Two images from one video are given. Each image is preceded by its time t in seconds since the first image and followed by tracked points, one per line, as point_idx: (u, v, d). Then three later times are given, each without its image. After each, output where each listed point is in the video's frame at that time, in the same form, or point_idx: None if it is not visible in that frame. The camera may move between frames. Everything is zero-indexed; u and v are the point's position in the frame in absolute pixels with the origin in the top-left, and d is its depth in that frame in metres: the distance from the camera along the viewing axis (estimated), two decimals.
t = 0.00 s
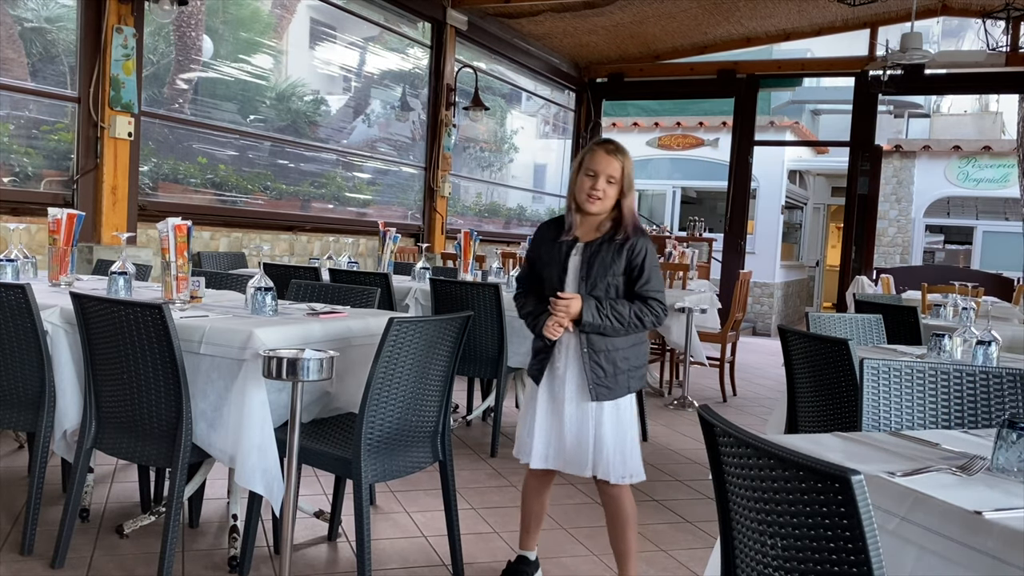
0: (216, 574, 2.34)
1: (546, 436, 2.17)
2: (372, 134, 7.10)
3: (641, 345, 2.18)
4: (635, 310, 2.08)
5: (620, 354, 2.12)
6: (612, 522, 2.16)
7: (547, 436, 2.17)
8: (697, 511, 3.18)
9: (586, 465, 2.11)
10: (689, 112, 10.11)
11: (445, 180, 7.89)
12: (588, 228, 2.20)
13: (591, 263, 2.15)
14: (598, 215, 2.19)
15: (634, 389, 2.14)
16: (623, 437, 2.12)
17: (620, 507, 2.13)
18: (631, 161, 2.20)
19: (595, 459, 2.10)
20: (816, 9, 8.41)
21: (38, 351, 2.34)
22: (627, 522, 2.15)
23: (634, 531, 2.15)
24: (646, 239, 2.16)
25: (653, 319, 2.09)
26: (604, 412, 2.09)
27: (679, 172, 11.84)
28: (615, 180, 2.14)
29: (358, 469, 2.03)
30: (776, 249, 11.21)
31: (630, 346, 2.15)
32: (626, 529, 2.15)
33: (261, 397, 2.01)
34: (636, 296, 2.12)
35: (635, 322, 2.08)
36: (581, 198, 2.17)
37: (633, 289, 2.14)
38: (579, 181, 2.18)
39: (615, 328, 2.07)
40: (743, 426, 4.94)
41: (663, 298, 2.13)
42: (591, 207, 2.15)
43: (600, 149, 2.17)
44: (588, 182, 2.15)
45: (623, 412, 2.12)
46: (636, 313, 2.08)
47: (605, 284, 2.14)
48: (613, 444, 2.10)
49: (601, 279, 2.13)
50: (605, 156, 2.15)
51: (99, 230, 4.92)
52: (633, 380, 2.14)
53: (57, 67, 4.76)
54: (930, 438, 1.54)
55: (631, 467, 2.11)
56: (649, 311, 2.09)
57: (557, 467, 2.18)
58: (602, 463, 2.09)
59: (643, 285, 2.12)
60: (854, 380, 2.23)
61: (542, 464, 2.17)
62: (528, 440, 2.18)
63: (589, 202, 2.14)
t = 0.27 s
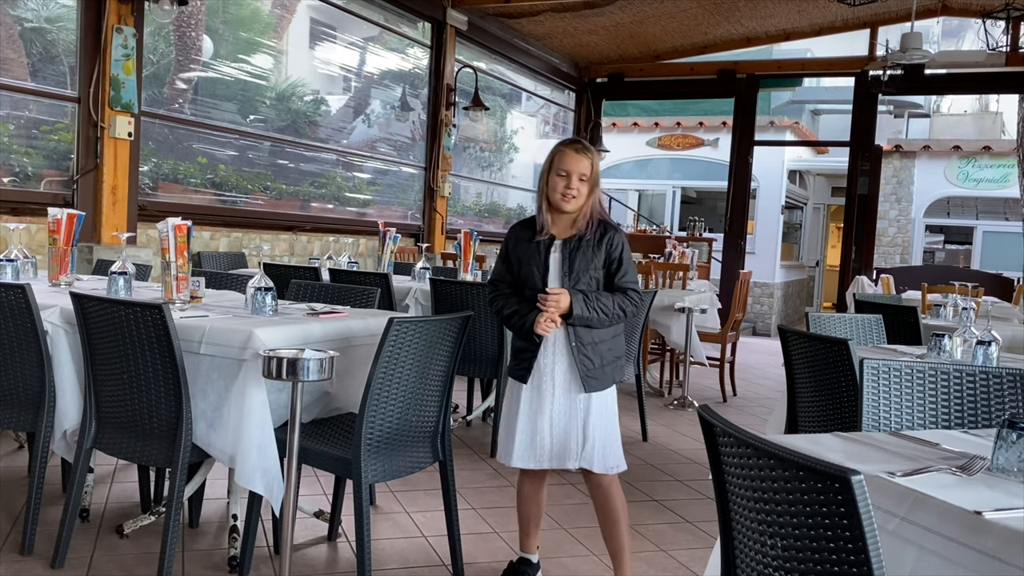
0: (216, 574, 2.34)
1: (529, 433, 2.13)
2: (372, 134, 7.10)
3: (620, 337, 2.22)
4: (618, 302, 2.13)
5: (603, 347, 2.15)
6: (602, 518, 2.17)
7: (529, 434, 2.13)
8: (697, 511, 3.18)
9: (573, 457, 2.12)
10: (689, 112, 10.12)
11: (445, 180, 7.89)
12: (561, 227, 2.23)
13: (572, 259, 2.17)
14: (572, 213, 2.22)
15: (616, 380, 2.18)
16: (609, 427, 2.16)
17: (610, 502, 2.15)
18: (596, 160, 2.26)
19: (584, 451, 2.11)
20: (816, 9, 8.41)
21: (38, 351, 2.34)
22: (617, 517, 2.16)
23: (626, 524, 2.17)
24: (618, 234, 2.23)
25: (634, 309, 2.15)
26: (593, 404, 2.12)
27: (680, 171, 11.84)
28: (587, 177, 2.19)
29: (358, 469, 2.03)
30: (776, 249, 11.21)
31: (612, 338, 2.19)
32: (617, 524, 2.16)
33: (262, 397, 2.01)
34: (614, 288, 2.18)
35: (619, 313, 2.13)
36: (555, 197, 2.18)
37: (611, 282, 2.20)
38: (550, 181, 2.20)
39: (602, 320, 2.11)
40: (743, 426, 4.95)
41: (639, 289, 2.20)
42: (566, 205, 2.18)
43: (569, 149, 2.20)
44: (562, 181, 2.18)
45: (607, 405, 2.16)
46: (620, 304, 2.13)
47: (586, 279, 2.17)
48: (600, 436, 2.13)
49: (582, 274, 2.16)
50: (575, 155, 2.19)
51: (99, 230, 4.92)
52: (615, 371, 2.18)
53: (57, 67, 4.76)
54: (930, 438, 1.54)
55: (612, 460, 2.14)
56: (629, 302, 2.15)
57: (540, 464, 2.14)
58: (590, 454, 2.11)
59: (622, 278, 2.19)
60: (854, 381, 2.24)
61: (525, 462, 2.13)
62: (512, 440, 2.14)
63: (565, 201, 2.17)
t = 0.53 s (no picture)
0: (217, 574, 2.34)
1: (534, 432, 2.14)
2: (372, 134, 7.10)
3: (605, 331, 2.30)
4: (612, 296, 2.22)
5: (598, 341, 2.22)
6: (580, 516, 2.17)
7: (535, 434, 2.14)
8: (697, 511, 3.18)
9: (579, 450, 2.15)
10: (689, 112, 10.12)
11: (445, 180, 7.89)
12: (548, 227, 2.24)
13: (567, 257, 2.20)
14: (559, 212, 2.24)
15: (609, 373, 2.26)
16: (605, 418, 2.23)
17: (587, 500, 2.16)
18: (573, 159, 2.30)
19: (590, 442, 2.16)
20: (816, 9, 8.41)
21: (38, 351, 2.34)
22: (593, 517, 2.17)
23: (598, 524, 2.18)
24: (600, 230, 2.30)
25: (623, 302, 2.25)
26: (594, 395, 2.19)
27: (680, 171, 11.85)
28: (573, 176, 2.22)
29: (358, 469, 2.03)
30: (776, 249, 11.21)
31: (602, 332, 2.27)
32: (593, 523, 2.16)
33: (261, 397, 2.01)
34: (604, 283, 2.25)
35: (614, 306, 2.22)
36: (546, 199, 2.19)
37: (599, 278, 2.27)
38: (537, 182, 2.20)
39: (602, 315, 2.18)
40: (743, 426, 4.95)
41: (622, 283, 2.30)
42: (557, 205, 2.19)
43: (553, 149, 2.21)
44: (552, 182, 2.19)
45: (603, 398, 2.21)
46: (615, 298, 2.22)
47: (579, 277, 2.22)
48: (601, 426, 2.19)
49: (577, 272, 2.20)
50: (559, 154, 2.19)
51: (99, 230, 4.92)
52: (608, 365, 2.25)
53: (57, 67, 4.76)
54: (931, 438, 1.54)
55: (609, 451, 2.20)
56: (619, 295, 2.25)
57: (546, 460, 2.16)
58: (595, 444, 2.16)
59: (609, 273, 2.27)
60: (854, 381, 2.24)
61: (532, 461, 2.14)
62: (520, 440, 2.13)
63: (557, 201, 2.18)
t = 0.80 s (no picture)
0: (216, 574, 2.34)
1: (549, 430, 2.16)
2: (372, 134, 7.10)
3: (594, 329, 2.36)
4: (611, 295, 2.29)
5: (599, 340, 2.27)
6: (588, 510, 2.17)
7: (551, 433, 2.16)
8: (697, 511, 3.18)
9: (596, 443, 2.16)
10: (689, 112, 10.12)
11: (445, 181, 7.89)
12: (548, 226, 2.26)
13: (569, 257, 2.24)
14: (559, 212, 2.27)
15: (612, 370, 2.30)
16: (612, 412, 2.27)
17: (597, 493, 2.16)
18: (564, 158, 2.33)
19: (608, 435, 2.18)
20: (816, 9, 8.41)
21: (38, 351, 2.34)
22: (603, 509, 2.17)
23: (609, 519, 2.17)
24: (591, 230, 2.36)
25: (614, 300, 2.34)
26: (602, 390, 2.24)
27: (680, 171, 11.85)
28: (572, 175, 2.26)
29: (358, 469, 2.03)
30: (776, 249, 11.20)
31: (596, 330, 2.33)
32: (602, 515, 2.16)
33: (261, 397, 2.01)
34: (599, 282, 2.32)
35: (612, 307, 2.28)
36: (552, 197, 2.21)
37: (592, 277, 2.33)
38: (541, 180, 2.21)
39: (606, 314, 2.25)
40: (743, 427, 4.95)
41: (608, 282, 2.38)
42: (560, 203, 2.21)
43: (552, 148, 2.23)
44: (556, 180, 2.21)
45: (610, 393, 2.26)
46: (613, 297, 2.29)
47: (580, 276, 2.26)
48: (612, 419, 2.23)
49: (579, 271, 2.25)
50: (556, 152, 2.22)
51: (99, 230, 4.92)
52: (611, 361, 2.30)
53: (57, 67, 4.76)
54: (931, 438, 1.54)
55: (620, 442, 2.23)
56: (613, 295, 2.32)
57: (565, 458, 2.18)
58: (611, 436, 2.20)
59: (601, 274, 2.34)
60: (854, 381, 2.24)
61: (550, 460, 2.16)
62: (534, 440, 2.15)
63: (560, 198, 2.20)
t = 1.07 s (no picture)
0: (216, 574, 2.34)
1: (554, 434, 2.16)
2: (372, 134, 7.10)
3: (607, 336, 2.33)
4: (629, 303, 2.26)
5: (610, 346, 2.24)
6: (606, 515, 2.20)
7: (556, 436, 2.16)
8: (697, 511, 3.18)
9: (601, 451, 2.17)
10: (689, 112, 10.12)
11: (445, 180, 7.89)
12: (565, 229, 2.26)
13: (584, 261, 2.23)
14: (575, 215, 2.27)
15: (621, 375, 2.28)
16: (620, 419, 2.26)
17: (614, 500, 2.18)
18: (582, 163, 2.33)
19: (611, 443, 2.19)
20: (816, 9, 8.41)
21: (38, 351, 2.34)
22: (620, 515, 2.20)
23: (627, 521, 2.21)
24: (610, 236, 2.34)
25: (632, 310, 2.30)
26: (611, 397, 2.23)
27: (680, 171, 11.85)
28: (588, 178, 2.26)
29: (358, 470, 2.03)
30: (777, 249, 11.20)
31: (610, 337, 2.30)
32: (620, 521, 2.19)
33: (261, 397, 2.01)
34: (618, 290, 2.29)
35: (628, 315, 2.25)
36: (566, 199, 2.21)
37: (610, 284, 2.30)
38: (556, 182, 2.22)
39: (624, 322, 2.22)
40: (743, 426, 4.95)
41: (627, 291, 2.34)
42: (575, 205, 2.21)
43: (567, 151, 2.24)
44: (570, 182, 2.21)
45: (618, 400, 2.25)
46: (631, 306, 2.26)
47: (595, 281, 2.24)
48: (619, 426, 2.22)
49: (594, 276, 2.23)
50: (573, 155, 2.24)
51: (99, 230, 4.92)
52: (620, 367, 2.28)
53: (56, 66, 4.76)
54: (931, 438, 1.54)
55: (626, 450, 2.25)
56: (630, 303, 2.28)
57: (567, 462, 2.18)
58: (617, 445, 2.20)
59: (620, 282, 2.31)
60: (854, 381, 2.24)
61: (553, 464, 2.16)
62: (539, 443, 2.14)
63: (575, 200, 2.20)
